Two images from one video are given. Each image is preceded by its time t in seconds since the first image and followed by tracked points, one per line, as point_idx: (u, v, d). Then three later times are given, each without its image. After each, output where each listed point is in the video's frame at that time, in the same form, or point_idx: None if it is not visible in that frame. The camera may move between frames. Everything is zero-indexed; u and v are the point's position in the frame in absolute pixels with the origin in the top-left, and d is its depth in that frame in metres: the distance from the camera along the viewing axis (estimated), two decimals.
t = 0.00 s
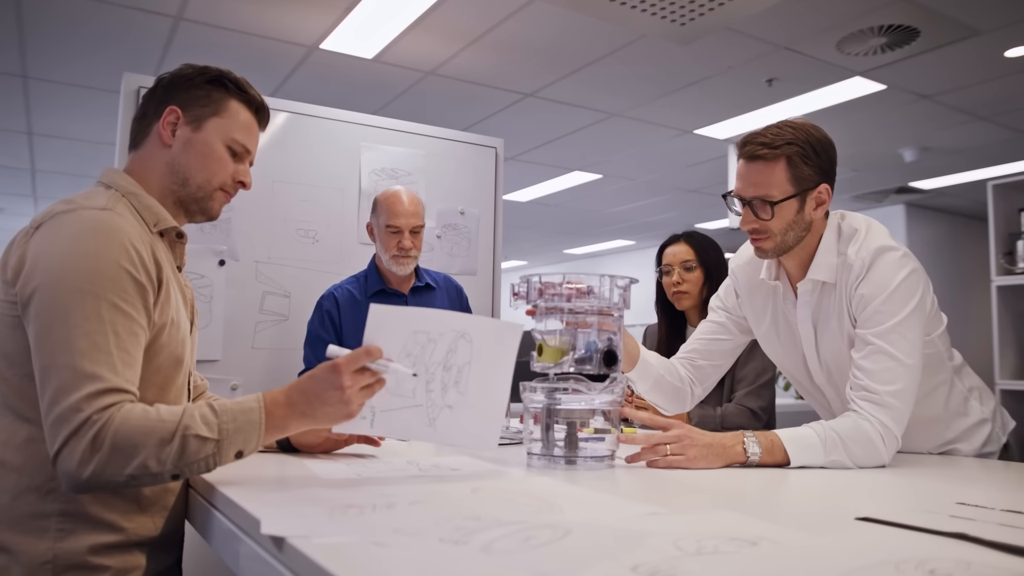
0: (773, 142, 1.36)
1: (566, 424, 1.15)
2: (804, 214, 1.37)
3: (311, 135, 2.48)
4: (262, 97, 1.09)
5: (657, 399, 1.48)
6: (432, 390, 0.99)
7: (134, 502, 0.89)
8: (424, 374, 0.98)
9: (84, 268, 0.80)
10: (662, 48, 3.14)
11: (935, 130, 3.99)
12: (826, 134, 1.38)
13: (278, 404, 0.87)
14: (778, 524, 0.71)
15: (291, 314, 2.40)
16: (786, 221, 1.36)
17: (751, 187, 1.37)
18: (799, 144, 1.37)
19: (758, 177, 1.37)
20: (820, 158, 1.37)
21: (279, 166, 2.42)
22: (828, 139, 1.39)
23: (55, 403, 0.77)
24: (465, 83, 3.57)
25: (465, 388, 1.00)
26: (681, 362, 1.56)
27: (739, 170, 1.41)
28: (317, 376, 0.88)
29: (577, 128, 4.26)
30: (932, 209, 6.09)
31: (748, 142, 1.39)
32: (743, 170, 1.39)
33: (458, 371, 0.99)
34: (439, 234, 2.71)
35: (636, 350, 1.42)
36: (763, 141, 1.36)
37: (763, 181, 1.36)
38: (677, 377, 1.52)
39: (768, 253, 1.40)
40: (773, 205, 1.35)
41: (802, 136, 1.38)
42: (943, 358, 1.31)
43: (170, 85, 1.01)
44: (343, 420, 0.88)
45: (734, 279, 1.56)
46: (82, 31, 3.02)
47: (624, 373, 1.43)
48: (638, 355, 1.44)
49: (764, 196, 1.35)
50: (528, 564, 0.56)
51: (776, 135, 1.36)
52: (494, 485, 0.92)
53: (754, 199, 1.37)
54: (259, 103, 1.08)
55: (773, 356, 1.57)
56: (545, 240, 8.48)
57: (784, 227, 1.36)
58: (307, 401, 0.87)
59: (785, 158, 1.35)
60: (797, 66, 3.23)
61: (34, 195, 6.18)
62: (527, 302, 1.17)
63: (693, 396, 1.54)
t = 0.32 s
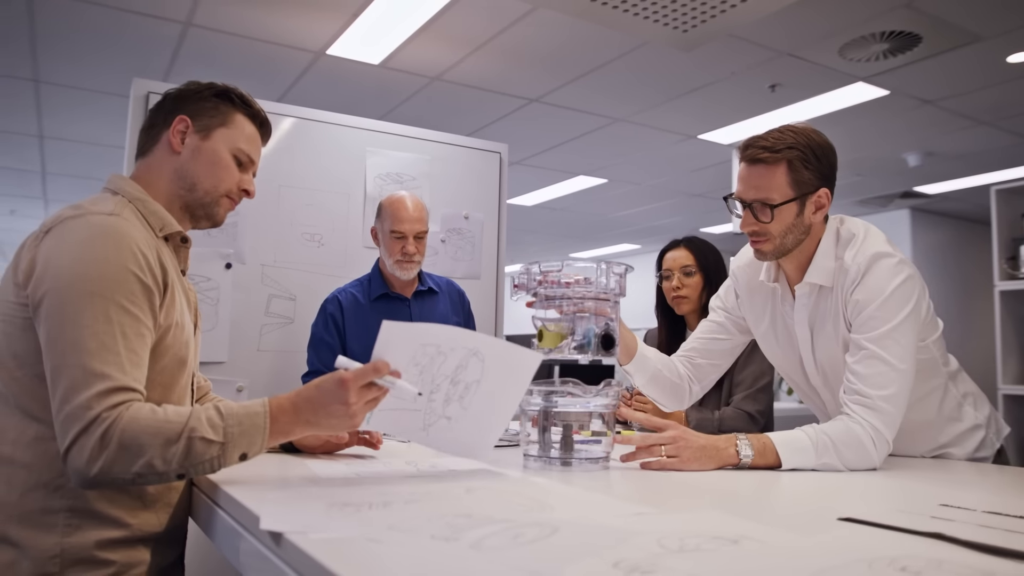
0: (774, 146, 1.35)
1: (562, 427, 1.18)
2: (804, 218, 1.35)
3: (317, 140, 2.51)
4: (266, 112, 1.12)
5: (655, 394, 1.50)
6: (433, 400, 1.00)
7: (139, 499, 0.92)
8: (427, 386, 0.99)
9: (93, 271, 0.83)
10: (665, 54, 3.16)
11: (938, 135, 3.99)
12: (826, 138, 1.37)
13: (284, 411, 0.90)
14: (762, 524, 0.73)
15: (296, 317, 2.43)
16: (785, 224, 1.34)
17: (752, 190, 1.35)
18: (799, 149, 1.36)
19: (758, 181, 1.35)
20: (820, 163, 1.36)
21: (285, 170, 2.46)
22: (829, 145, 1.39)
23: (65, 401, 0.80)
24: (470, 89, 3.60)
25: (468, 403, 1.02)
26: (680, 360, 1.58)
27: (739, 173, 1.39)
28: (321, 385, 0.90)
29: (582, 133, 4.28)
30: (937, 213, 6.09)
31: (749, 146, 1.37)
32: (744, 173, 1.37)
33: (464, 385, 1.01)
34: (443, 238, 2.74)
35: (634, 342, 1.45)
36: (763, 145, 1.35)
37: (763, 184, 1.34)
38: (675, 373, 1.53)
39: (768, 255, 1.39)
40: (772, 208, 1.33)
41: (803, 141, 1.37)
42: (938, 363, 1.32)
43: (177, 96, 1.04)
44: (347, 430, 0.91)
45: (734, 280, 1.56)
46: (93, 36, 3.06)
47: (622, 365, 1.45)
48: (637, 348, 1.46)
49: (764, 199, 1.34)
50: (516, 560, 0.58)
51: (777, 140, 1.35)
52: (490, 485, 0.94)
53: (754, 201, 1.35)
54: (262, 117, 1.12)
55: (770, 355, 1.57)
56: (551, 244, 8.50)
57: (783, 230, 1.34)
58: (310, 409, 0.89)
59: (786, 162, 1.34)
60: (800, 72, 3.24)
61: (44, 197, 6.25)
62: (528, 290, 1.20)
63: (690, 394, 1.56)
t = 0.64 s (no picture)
0: (771, 151, 1.37)
1: (557, 428, 1.20)
2: (799, 221, 1.37)
3: (323, 145, 2.55)
4: (271, 125, 1.16)
5: (657, 395, 1.53)
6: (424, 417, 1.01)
7: (145, 495, 0.95)
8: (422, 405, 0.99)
9: (102, 276, 0.86)
10: (668, 59, 3.18)
11: (942, 139, 4.00)
12: (822, 144, 1.39)
13: (282, 417, 0.92)
14: (742, 522, 0.75)
15: (302, 319, 2.47)
16: (781, 228, 1.36)
17: (748, 193, 1.38)
18: (795, 154, 1.38)
19: (755, 184, 1.37)
20: (816, 168, 1.38)
21: (292, 174, 2.50)
22: (825, 151, 1.40)
23: (72, 400, 0.83)
24: (475, 94, 3.64)
25: (457, 424, 1.02)
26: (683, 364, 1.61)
27: (736, 177, 1.41)
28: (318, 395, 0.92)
29: (586, 137, 4.31)
30: (943, 217, 6.08)
31: (746, 151, 1.39)
32: (741, 177, 1.39)
33: (458, 410, 1.00)
34: (447, 242, 2.77)
35: (634, 344, 1.48)
36: (760, 149, 1.37)
37: (760, 188, 1.36)
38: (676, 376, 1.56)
39: (764, 258, 1.40)
40: (768, 211, 1.35)
41: (799, 147, 1.39)
42: (930, 367, 1.33)
43: (186, 107, 1.07)
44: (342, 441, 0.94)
45: (732, 283, 1.57)
46: (104, 42, 3.12)
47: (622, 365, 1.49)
48: (637, 350, 1.49)
49: (760, 203, 1.36)
50: (500, 554, 0.61)
51: (773, 145, 1.37)
52: (485, 484, 0.97)
53: (750, 204, 1.37)
54: (267, 130, 1.16)
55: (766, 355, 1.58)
56: (558, 247, 8.52)
57: (779, 233, 1.36)
58: (307, 418, 0.93)
59: (782, 167, 1.36)
60: (803, 78, 3.26)
61: (55, 200, 6.34)
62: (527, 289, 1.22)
63: (692, 396, 1.59)
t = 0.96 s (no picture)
0: (761, 156, 1.40)
1: (551, 429, 1.24)
2: (789, 224, 1.39)
3: (329, 150, 2.60)
4: (275, 134, 1.20)
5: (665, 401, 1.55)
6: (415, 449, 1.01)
7: (152, 492, 0.99)
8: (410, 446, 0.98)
9: (109, 282, 0.91)
10: (670, 64, 3.21)
11: (947, 141, 4.00)
12: (812, 149, 1.42)
13: (273, 428, 0.97)
14: (718, 519, 0.78)
15: (309, 321, 2.52)
16: (771, 230, 1.39)
17: (738, 197, 1.41)
18: (785, 159, 1.41)
19: (745, 188, 1.40)
20: (806, 172, 1.41)
21: (298, 179, 2.54)
22: (815, 157, 1.43)
23: (74, 399, 0.87)
24: (479, 98, 3.68)
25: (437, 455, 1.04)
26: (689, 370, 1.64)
27: (728, 180, 1.44)
28: (313, 415, 0.97)
29: (592, 139, 4.34)
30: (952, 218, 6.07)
31: (737, 155, 1.43)
32: (732, 181, 1.43)
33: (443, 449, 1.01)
34: (451, 245, 2.81)
35: (637, 351, 1.56)
36: (751, 154, 1.41)
37: (750, 191, 1.40)
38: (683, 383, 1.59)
39: (755, 260, 1.42)
40: (758, 214, 1.38)
41: (789, 152, 1.41)
42: (918, 370, 1.36)
43: (192, 118, 1.11)
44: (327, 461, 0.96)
45: (727, 286, 1.59)
46: (116, 50, 3.19)
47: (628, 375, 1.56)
48: (640, 357, 1.56)
49: (750, 206, 1.39)
50: (482, 547, 0.64)
51: (763, 149, 1.40)
52: (477, 481, 1.00)
53: (741, 208, 1.41)
54: (271, 139, 1.20)
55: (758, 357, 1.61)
56: (566, 248, 8.55)
57: (769, 235, 1.39)
58: (297, 432, 0.97)
59: (772, 170, 1.39)
60: (805, 81, 3.28)
61: (68, 203, 6.44)
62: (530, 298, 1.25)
63: (699, 400, 1.61)
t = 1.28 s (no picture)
0: (749, 160, 1.43)
1: (545, 428, 1.26)
2: (777, 226, 1.42)
3: (333, 154, 2.64)
4: (276, 141, 1.24)
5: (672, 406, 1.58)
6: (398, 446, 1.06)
7: (159, 488, 1.04)
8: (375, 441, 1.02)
9: (107, 285, 0.95)
10: (671, 67, 3.23)
11: (951, 142, 4.01)
12: (799, 153, 1.44)
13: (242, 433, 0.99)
14: (697, 516, 0.81)
15: (315, 322, 2.56)
16: (759, 231, 1.41)
17: (727, 198, 1.44)
18: (773, 162, 1.43)
19: (734, 190, 1.43)
20: (793, 175, 1.42)
21: (304, 183, 2.59)
22: (803, 161, 1.45)
23: (56, 391, 0.91)
24: (483, 101, 3.71)
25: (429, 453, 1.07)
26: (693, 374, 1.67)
27: (718, 183, 1.47)
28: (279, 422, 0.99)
29: (596, 141, 4.36)
30: (959, 218, 6.05)
31: (725, 158, 1.46)
32: (721, 183, 1.45)
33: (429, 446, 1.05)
34: (455, 246, 2.84)
35: (642, 361, 1.58)
36: (739, 157, 1.43)
37: (738, 193, 1.42)
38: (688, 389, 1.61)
39: (744, 260, 1.45)
40: (745, 215, 1.41)
41: (777, 156, 1.44)
42: (904, 373, 1.39)
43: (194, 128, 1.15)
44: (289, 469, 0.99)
45: (722, 288, 1.63)
46: (124, 56, 3.24)
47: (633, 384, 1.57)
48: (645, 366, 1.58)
49: (738, 208, 1.42)
50: (466, 542, 0.68)
51: (750, 152, 1.43)
52: (470, 480, 1.04)
53: (729, 209, 1.43)
54: (272, 145, 1.23)
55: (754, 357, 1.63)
56: (572, 249, 8.57)
57: (757, 236, 1.42)
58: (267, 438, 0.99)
59: (759, 173, 1.41)
60: (807, 84, 3.30)
61: (80, 205, 6.53)
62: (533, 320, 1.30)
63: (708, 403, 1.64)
